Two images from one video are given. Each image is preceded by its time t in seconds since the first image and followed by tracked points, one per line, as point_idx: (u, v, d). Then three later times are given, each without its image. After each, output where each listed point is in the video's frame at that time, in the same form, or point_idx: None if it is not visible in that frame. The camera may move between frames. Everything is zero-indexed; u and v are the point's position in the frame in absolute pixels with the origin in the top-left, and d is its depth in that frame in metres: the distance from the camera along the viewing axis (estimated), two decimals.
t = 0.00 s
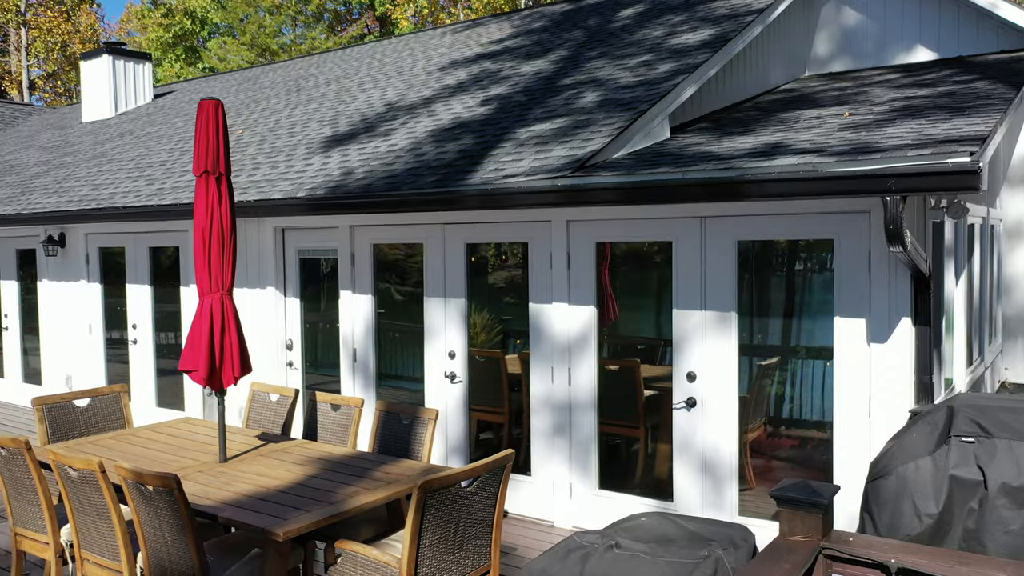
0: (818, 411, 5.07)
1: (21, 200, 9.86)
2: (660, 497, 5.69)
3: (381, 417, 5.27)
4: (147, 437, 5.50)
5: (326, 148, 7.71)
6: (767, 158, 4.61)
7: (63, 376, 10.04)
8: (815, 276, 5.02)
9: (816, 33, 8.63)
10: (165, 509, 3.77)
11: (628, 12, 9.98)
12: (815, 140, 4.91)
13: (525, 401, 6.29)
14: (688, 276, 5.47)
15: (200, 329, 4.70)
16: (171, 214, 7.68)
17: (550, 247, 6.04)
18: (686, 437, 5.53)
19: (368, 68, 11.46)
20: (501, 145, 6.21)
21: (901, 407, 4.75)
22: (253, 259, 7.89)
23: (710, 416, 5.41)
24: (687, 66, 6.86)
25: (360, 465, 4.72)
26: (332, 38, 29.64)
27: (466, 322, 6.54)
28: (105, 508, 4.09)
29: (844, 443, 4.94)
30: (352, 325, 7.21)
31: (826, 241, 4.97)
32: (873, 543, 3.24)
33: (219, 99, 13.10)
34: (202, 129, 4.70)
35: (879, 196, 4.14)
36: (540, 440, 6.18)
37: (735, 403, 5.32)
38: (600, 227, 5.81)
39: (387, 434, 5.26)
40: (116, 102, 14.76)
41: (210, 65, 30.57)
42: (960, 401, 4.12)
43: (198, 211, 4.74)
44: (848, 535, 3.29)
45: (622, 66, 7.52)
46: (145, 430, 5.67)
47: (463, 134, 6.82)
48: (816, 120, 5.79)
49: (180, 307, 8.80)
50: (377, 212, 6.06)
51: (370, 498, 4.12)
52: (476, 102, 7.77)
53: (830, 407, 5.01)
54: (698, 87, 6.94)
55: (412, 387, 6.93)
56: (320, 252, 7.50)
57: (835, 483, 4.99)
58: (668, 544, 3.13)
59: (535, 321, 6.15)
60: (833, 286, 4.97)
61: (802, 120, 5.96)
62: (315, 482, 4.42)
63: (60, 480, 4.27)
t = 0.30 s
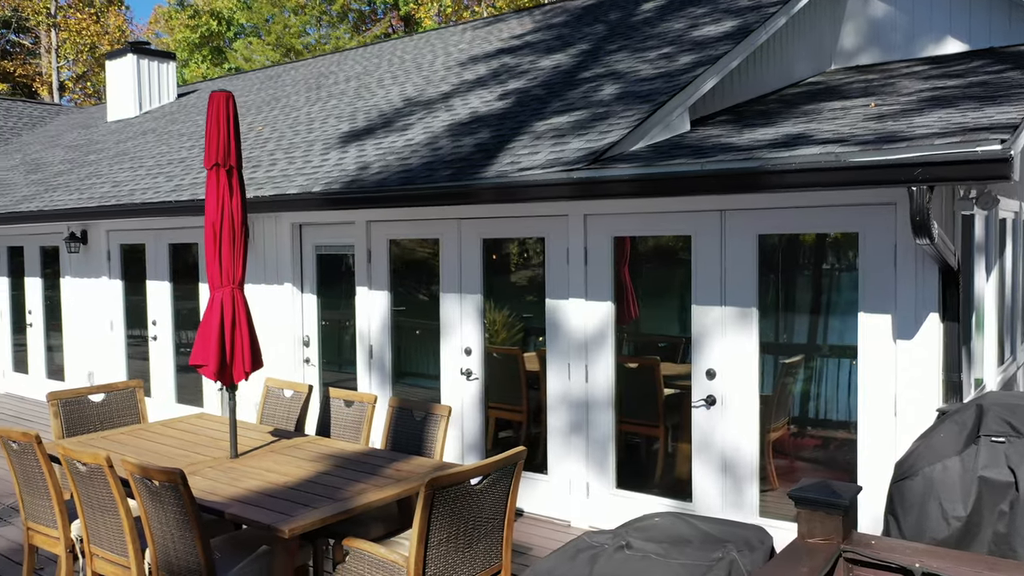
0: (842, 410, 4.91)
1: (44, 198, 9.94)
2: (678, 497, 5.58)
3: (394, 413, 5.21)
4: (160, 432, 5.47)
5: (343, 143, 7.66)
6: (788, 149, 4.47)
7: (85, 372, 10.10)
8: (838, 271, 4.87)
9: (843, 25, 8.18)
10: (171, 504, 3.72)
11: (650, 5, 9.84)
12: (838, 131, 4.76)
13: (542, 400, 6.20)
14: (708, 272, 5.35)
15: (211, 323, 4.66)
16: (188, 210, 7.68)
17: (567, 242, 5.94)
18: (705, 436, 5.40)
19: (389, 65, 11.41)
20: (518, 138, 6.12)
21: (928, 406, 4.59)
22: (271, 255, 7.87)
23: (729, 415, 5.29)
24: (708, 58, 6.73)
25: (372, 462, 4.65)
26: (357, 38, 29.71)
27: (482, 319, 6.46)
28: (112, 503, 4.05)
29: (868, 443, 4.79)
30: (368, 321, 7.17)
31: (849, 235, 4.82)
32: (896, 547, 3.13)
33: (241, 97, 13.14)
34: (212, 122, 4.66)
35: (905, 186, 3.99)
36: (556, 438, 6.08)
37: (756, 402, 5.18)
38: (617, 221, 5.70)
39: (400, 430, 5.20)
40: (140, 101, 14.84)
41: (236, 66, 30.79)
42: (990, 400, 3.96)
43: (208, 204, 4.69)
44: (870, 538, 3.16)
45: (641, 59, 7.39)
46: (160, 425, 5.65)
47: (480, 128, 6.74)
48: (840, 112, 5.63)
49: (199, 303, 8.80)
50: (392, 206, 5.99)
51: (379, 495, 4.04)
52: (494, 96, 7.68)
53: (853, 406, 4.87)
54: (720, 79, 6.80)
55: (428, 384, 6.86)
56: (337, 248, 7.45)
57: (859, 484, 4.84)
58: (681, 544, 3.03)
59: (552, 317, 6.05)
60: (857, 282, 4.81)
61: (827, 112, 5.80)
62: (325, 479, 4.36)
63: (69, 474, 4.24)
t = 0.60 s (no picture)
0: (867, 409, 4.76)
1: (67, 195, 10.01)
2: (698, 497, 5.45)
3: (407, 410, 5.13)
4: (174, 427, 5.45)
5: (360, 139, 7.61)
6: (810, 139, 4.34)
7: (107, 368, 10.16)
8: (864, 267, 4.72)
9: (870, 18, 7.89)
10: (177, 500, 3.67)
11: None
12: (863, 120, 4.61)
13: (560, 398, 6.09)
14: (728, 268, 5.22)
15: (221, 318, 4.62)
16: (206, 206, 7.67)
17: (584, 237, 5.83)
18: (725, 436, 5.27)
19: (409, 61, 11.36)
20: (535, 131, 6.02)
21: (956, 406, 4.43)
22: (289, 251, 7.84)
23: (750, 413, 5.15)
24: (730, 49, 6.59)
25: (383, 460, 4.58)
26: (381, 37, 29.74)
27: (499, 315, 6.38)
28: (121, 499, 4.01)
29: (894, 443, 4.64)
30: (385, 318, 7.12)
31: (875, 229, 4.66)
32: (922, 551, 2.99)
33: (263, 95, 13.17)
34: (223, 115, 4.61)
35: (932, 177, 3.84)
36: (573, 436, 5.99)
37: (778, 400, 5.04)
38: (635, 215, 5.59)
39: (413, 427, 5.12)
40: (164, 100, 14.93)
41: (262, 66, 31.01)
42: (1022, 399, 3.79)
43: (219, 198, 4.65)
44: (895, 541, 3.03)
45: (662, 51, 7.26)
46: (174, 420, 5.62)
47: (497, 122, 6.64)
48: (866, 102, 5.47)
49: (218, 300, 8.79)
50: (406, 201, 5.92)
51: (388, 493, 3.96)
52: (512, 90, 7.59)
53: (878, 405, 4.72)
54: (741, 71, 6.66)
55: (445, 381, 6.79)
56: (354, 244, 7.40)
57: (884, 486, 4.69)
58: (694, 546, 2.92)
59: (568, 314, 5.96)
60: (883, 277, 4.66)
61: (852, 102, 5.64)
62: (335, 476, 4.29)
63: (79, 469, 4.21)
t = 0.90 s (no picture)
0: (895, 410, 4.59)
1: (89, 193, 10.06)
2: (718, 499, 5.32)
3: (420, 407, 5.05)
4: (186, 424, 5.41)
5: (377, 134, 7.55)
6: (834, 129, 4.19)
7: (129, 365, 10.20)
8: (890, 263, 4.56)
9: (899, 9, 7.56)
10: (182, 497, 3.61)
11: None
12: (889, 110, 4.45)
13: (578, 397, 5.98)
14: (749, 263, 5.08)
15: (231, 312, 4.56)
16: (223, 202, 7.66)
17: (602, 233, 5.71)
18: (746, 436, 5.12)
19: (429, 58, 11.30)
20: (552, 125, 5.91)
21: (987, 406, 4.26)
22: (306, 247, 7.80)
23: (771, 413, 5.01)
24: (752, 41, 6.43)
25: (394, 458, 4.50)
26: (405, 36, 29.76)
27: (515, 312, 6.28)
28: (128, 496, 3.96)
29: (921, 444, 4.47)
30: (402, 314, 7.05)
31: (902, 223, 4.50)
32: (948, 559, 2.85)
33: (285, 93, 13.19)
34: (233, 107, 4.56)
35: (961, 166, 3.67)
36: (590, 435, 5.87)
37: (801, 400, 4.89)
38: (653, 210, 5.46)
39: (426, 425, 5.03)
40: (187, 100, 14.97)
41: (288, 66, 31.19)
42: None
43: (230, 191, 4.60)
44: (920, 547, 2.89)
45: (683, 44, 7.12)
46: (188, 416, 5.58)
47: (514, 116, 6.55)
48: (892, 93, 5.30)
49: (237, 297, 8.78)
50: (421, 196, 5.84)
51: (397, 492, 3.88)
52: (530, 85, 7.49)
53: (905, 405, 4.56)
54: (764, 62, 6.49)
55: (462, 379, 6.70)
56: (371, 241, 7.34)
57: (911, 489, 4.52)
58: (707, 551, 2.81)
59: (585, 310, 5.85)
60: (910, 273, 4.50)
61: (879, 93, 5.47)
62: (345, 474, 4.22)
63: (88, 464, 4.17)
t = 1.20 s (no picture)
0: (926, 411, 4.41)
1: (111, 191, 10.10)
2: (740, 501, 5.16)
3: (433, 405, 4.95)
4: (200, 421, 5.36)
5: (395, 130, 7.48)
6: (860, 118, 4.02)
7: (150, 362, 10.23)
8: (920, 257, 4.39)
9: None
10: (187, 494, 3.54)
11: None
12: (918, 99, 4.28)
13: (597, 396, 5.85)
14: (772, 258, 4.92)
15: (241, 308, 4.49)
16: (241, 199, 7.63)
17: (621, 228, 5.59)
18: (769, 436, 4.97)
19: (450, 54, 11.22)
20: (570, 118, 5.79)
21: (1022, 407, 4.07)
22: (324, 244, 7.75)
23: (796, 413, 4.85)
24: (776, 31, 6.26)
25: (405, 457, 4.41)
26: (430, 35, 29.76)
27: (533, 310, 6.17)
28: (135, 493, 3.90)
29: (951, 446, 4.29)
30: (419, 311, 6.97)
31: (932, 215, 4.32)
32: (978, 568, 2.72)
33: (307, 91, 13.18)
34: (243, 100, 4.49)
35: (995, 155, 3.50)
36: (609, 435, 5.75)
37: (826, 400, 4.73)
38: (673, 204, 5.32)
39: (439, 423, 4.93)
40: (211, 99, 15.01)
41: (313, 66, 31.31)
42: None
43: (240, 185, 4.53)
44: (948, 554, 2.75)
45: (706, 36, 6.96)
46: (201, 413, 5.54)
47: (532, 110, 6.44)
48: (922, 82, 5.12)
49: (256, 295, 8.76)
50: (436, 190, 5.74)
51: (406, 491, 3.78)
52: (550, 79, 7.38)
53: (934, 406, 4.38)
54: (789, 53, 6.31)
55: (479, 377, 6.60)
56: (388, 237, 7.27)
57: (942, 493, 4.34)
58: (723, 558, 2.68)
59: (604, 307, 5.73)
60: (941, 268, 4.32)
61: (908, 83, 5.28)
62: (354, 472, 4.13)
63: (96, 461, 4.12)
